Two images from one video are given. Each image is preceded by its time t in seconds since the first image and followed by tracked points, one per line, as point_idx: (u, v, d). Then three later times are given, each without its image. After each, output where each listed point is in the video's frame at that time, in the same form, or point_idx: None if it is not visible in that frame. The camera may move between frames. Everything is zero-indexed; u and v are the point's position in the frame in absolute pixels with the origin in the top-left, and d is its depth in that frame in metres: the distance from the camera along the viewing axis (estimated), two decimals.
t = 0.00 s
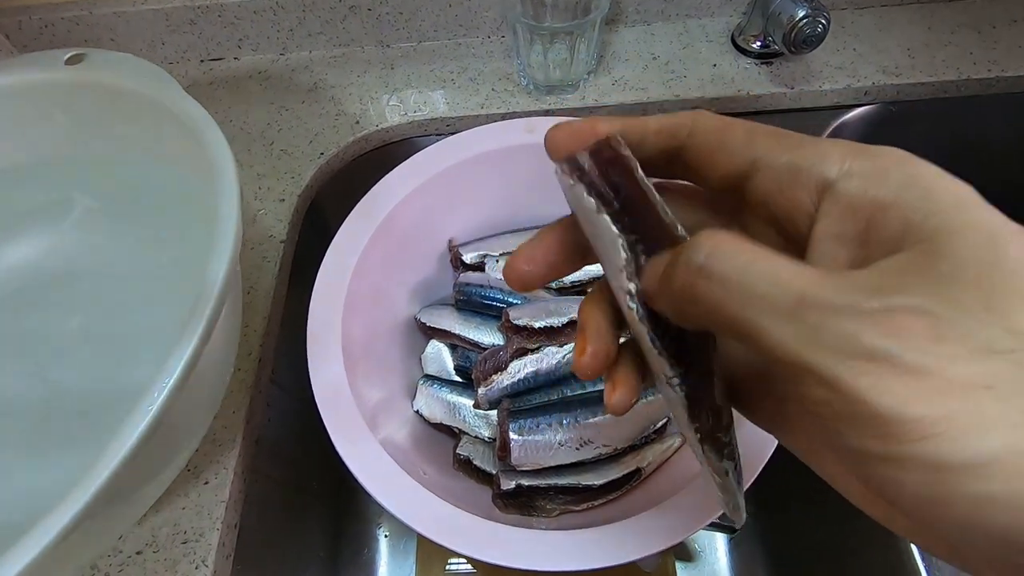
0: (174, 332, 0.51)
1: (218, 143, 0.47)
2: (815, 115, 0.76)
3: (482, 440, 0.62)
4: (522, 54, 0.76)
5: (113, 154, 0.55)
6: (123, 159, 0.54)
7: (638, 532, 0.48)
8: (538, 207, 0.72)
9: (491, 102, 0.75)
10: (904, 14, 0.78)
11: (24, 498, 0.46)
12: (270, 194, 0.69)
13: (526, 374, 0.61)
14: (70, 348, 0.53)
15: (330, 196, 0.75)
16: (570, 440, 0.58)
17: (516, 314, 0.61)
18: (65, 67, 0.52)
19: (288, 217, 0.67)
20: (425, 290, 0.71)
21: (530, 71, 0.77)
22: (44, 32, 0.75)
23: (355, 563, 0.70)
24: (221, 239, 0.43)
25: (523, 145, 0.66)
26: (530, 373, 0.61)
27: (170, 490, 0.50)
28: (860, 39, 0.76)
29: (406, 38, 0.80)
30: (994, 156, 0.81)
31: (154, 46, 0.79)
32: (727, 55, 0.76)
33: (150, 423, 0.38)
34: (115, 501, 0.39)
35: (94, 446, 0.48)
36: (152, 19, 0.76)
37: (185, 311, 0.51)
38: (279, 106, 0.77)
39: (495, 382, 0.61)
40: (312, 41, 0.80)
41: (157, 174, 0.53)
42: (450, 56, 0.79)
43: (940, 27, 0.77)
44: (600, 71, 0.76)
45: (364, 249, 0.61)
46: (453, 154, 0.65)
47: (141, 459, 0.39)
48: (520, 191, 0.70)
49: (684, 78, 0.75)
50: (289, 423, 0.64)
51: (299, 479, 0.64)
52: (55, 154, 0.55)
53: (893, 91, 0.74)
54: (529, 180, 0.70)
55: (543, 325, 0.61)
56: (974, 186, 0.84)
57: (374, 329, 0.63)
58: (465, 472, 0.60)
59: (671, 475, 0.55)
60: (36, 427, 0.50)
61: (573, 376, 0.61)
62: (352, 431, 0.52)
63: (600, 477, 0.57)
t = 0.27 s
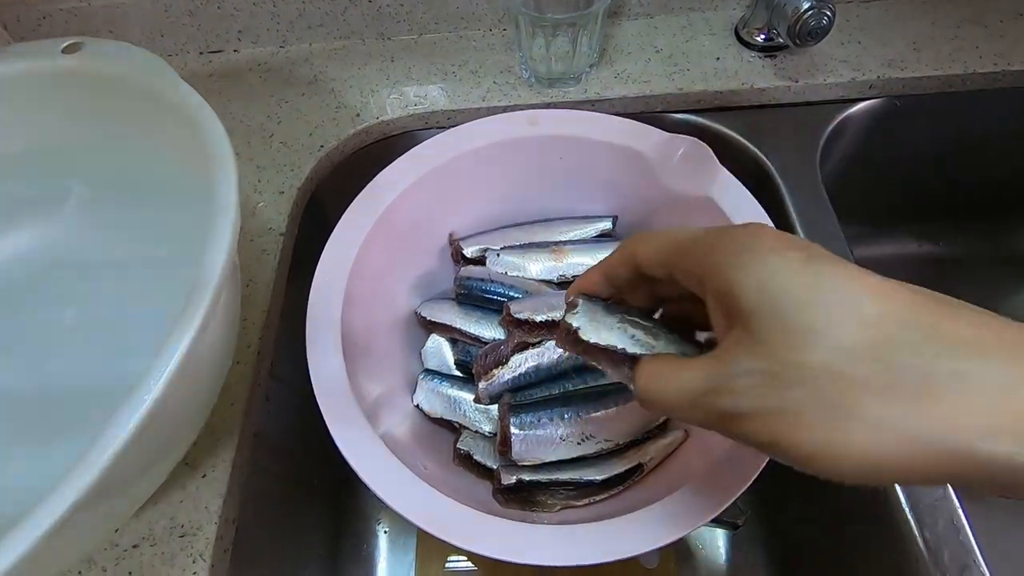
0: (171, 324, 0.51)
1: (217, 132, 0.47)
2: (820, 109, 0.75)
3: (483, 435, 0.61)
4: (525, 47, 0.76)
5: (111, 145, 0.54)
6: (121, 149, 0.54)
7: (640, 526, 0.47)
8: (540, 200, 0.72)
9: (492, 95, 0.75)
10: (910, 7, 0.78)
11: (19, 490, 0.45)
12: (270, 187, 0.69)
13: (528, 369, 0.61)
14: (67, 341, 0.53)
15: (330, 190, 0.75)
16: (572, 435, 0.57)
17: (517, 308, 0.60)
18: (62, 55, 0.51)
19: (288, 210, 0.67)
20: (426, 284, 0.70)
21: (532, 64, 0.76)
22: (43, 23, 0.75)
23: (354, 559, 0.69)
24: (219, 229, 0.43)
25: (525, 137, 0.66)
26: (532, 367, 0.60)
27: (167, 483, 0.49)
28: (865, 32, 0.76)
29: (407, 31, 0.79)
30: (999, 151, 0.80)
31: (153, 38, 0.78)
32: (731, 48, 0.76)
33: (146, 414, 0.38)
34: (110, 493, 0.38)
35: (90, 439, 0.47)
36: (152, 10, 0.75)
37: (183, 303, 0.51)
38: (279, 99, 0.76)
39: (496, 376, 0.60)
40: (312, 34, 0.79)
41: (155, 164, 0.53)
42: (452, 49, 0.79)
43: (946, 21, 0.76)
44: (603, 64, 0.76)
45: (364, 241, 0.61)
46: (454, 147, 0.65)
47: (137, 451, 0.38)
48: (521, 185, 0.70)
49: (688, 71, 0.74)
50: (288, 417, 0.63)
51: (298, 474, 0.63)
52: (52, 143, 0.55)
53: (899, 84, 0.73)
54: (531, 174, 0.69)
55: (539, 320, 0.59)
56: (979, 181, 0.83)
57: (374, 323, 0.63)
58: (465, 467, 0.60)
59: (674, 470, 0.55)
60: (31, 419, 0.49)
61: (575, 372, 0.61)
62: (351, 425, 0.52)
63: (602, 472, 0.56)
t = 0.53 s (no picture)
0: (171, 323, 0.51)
1: (219, 130, 0.46)
2: (822, 112, 0.75)
3: (482, 435, 0.61)
4: (527, 47, 0.76)
5: (112, 141, 0.54)
6: (122, 145, 0.54)
7: (640, 529, 0.47)
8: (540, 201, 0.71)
9: (494, 95, 0.75)
10: (913, 11, 0.78)
11: (19, 487, 0.45)
12: (271, 185, 0.68)
13: (528, 370, 0.60)
14: (67, 338, 0.53)
15: (332, 188, 0.75)
16: (571, 437, 0.57)
17: (518, 309, 0.60)
18: (63, 51, 0.51)
19: (288, 208, 0.67)
20: (426, 285, 0.70)
21: (535, 64, 0.76)
22: (44, 18, 0.75)
23: (352, 558, 0.69)
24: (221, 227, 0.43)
25: (527, 138, 0.66)
26: (532, 369, 0.60)
27: (167, 482, 0.49)
28: (868, 36, 0.76)
29: (410, 30, 0.79)
30: (1000, 155, 0.80)
31: (155, 34, 0.78)
32: (733, 51, 0.76)
33: (149, 413, 0.37)
34: (111, 492, 0.38)
35: (91, 436, 0.47)
36: (154, 7, 0.75)
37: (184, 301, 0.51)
38: (281, 97, 0.76)
39: (496, 377, 0.60)
40: (314, 32, 0.79)
41: (156, 161, 0.53)
42: (454, 48, 0.79)
43: (949, 25, 0.76)
44: (605, 65, 0.76)
45: (365, 240, 0.61)
46: (457, 147, 0.65)
47: (140, 449, 0.38)
48: (522, 185, 0.70)
49: (690, 73, 0.74)
50: (287, 416, 0.63)
51: (297, 473, 0.63)
52: (53, 140, 0.55)
53: (901, 89, 0.73)
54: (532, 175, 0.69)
55: (539, 322, 0.59)
56: (979, 185, 0.83)
57: (374, 322, 0.63)
58: (464, 468, 0.60)
59: (670, 473, 0.55)
60: (31, 416, 0.49)
61: (575, 374, 0.61)
62: (351, 424, 0.52)
63: (602, 474, 0.57)
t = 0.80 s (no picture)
0: (186, 327, 0.52)
1: (237, 139, 0.47)
2: (828, 123, 0.76)
3: (489, 440, 0.62)
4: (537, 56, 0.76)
5: (128, 147, 0.55)
6: (139, 151, 0.55)
7: (647, 536, 0.48)
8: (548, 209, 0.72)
9: (504, 103, 0.75)
10: (919, 24, 0.78)
11: (35, 487, 0.46)
12: (282, 190, 0.69)
13: (535, 376, 0.61)
14: (83, 340, 0.54)
15: (341, 193, 0.75)
16: (577, 443, 0.58)
17: (526, 316, 0.61)
18: (83, 58, 0.52)
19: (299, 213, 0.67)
20: (434, 290, 0.71)
21: (544, 73, 0.77)
22: (59, 22, 0.76)
23: (357, 560, 0.70)
24: (239, 234, 0.43)
25: (537, 147, 0.66)
26: (539, 375, 0.60)
27: (180, 484, 0.50)
28: (874, 48, 0.77)
29: (420, 37, 0.80)
30: (1003, 168, 0.81)
31: (167, 39, 0.79)
32: (741, 62, 0.76)
33: (170, 418, 0.38)
34: (130, 495, 0.39)
35: (106, 438, 0.48)
36: (167, 12, 0.76)
37: (199, 306, 0.51)
38: (292, 102, 0.77)
39: (503, 383, 0.60)
40: (326, 38, 0.80)
41: (173, 167, 0.53)
42: (463, 56, 0.79)
43: (954, 39, 0.77)
44: (613, 75, 0.77)
45: (376, 246, 0.61)
46: (468, 154, 0.66)
47: (159, 453, 0.39)
48: (530, 193, 0.70)
49: (698, 83, 0.75)
50: (296, 419, 0.64)
51: (305, 475, 0.64)
52: (71, 145, 0.55)
53: (906, 101, 0.74)
54: (541, 182, 0.70)
55: (546, 330, 0.60)
56: (983, 197, 0.84)
57: (383, 327, 0.63)
58: (471, 472, 0.60)
59: (676, 480, 0.56)
60: (47, 417, 0.50)
61: (581, 380, 0.61)
62: (362, 428, 0.52)
63: (608, 480, 0.57)
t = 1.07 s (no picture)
0: (202, 328, 0.52)
1: (254, 145, 0.48)
2: (832, 131, 0.77)
3: (496, 442, 0.62)
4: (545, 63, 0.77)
5: (146, 151, 0.56)
6: (157, 154, 0.56)
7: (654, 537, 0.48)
8: (554, 213, 0.73)
9: (512, 109, 0.76)
10: (922, 34, 0.79)
11: (53, 484, 0.47)
12: (294, 193, 0.70)
13: (542, 380, 0.61)
14: (100, 340, 0.55)
15: (351, 197, 0.76)
16: (584, 446, 0.59)
17: (533, 320, 0.61)
18: (104, 64, 0.53)
19: (311, 217, 0.68)
20: (442, 293, 0.72)
21: (552, 80, 0.78)
22: (75, 27, 0.77)
23: (363, 561, 0.70)
24: (257, 238, 0.44)
25: (545, 153, 0.67)
26: (546, 378, 0.61)
27: (194, 482, 0.51)
28: (878, 58, 0.78)
29: (430, 44, 0.81)
30: (1006, 177, 0.82)
31: (181, 44, 0.80)
32: (746, 70, 0.77)
33: (189, 418, 0.39)
34: (149, 492, 0.40)
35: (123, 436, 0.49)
36: (182, 18, 0.77)
37: (214, 307, 0.52)
38: (303, 107, 0.78)
39: (511, 386, 0.61)
40: (337, 44, 0.81)
41: (190, 171, 0.55)
42: (473, 63, 0.81)
43: (957, 49, 0.78)
44: (620, 82, 0.78)
45: (387, 249, 0.62)
46: (477, 159, 0.67)
47: (178, 452, 0.40)
48: (538, 198, 0.71)
49: (704, 91, 0.76)
50: (306, 419, 0.65)
51: (314, 475, 0.65)
52: (89, 149, 0.57)
53: (910, 110, 0.75)
54: (549, 187, 0.71)
55: (554, 333, 0.61)
56: (986, 205, 0.84)
57: (392, 329, 0.64)
58: (479, 474, 0.61)
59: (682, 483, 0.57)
60: (65, 415, 0.51)
61: (588, 384, 0.62)
62: (373, 429, 0.53)
63: (614, 482, 0.58)
